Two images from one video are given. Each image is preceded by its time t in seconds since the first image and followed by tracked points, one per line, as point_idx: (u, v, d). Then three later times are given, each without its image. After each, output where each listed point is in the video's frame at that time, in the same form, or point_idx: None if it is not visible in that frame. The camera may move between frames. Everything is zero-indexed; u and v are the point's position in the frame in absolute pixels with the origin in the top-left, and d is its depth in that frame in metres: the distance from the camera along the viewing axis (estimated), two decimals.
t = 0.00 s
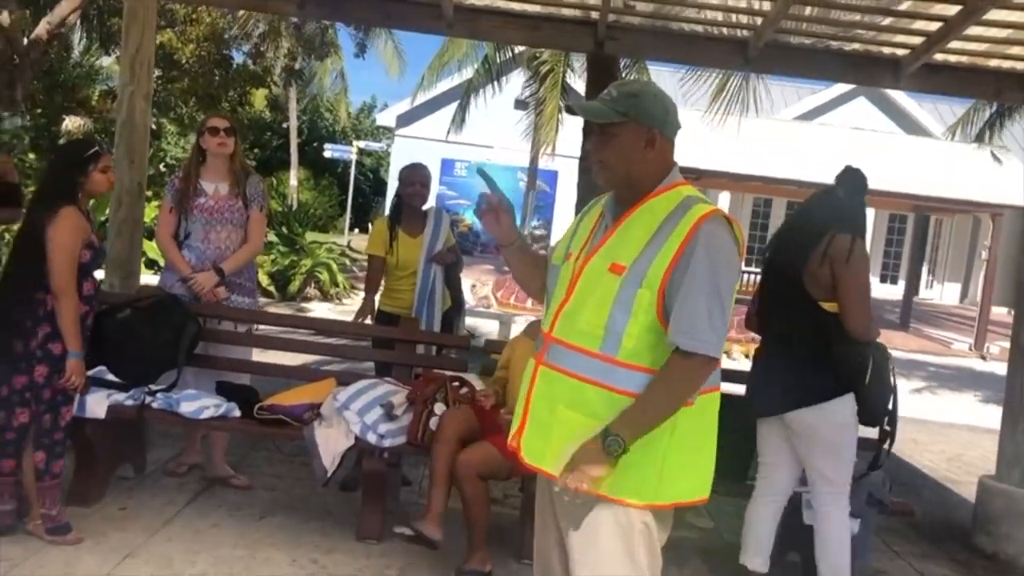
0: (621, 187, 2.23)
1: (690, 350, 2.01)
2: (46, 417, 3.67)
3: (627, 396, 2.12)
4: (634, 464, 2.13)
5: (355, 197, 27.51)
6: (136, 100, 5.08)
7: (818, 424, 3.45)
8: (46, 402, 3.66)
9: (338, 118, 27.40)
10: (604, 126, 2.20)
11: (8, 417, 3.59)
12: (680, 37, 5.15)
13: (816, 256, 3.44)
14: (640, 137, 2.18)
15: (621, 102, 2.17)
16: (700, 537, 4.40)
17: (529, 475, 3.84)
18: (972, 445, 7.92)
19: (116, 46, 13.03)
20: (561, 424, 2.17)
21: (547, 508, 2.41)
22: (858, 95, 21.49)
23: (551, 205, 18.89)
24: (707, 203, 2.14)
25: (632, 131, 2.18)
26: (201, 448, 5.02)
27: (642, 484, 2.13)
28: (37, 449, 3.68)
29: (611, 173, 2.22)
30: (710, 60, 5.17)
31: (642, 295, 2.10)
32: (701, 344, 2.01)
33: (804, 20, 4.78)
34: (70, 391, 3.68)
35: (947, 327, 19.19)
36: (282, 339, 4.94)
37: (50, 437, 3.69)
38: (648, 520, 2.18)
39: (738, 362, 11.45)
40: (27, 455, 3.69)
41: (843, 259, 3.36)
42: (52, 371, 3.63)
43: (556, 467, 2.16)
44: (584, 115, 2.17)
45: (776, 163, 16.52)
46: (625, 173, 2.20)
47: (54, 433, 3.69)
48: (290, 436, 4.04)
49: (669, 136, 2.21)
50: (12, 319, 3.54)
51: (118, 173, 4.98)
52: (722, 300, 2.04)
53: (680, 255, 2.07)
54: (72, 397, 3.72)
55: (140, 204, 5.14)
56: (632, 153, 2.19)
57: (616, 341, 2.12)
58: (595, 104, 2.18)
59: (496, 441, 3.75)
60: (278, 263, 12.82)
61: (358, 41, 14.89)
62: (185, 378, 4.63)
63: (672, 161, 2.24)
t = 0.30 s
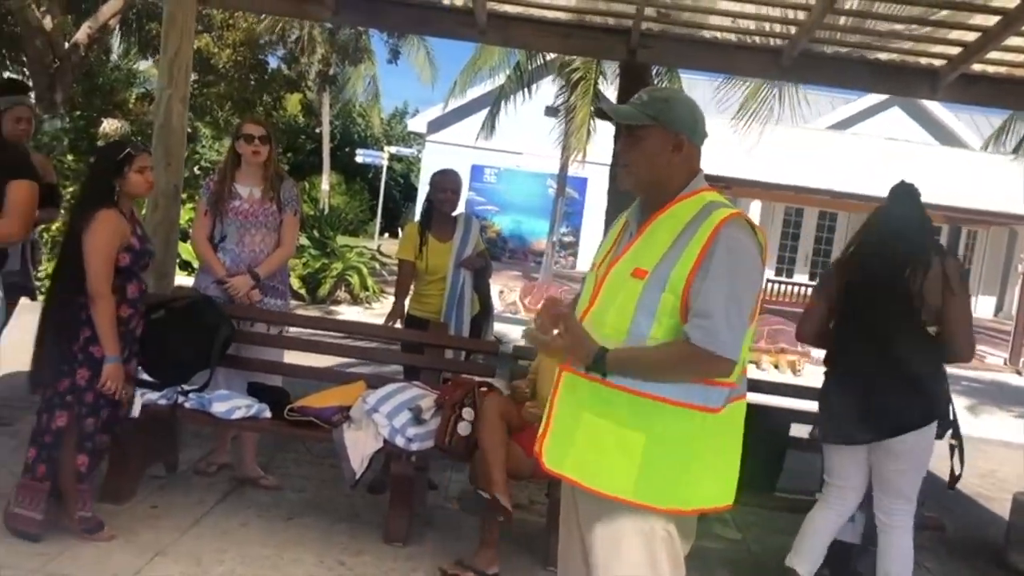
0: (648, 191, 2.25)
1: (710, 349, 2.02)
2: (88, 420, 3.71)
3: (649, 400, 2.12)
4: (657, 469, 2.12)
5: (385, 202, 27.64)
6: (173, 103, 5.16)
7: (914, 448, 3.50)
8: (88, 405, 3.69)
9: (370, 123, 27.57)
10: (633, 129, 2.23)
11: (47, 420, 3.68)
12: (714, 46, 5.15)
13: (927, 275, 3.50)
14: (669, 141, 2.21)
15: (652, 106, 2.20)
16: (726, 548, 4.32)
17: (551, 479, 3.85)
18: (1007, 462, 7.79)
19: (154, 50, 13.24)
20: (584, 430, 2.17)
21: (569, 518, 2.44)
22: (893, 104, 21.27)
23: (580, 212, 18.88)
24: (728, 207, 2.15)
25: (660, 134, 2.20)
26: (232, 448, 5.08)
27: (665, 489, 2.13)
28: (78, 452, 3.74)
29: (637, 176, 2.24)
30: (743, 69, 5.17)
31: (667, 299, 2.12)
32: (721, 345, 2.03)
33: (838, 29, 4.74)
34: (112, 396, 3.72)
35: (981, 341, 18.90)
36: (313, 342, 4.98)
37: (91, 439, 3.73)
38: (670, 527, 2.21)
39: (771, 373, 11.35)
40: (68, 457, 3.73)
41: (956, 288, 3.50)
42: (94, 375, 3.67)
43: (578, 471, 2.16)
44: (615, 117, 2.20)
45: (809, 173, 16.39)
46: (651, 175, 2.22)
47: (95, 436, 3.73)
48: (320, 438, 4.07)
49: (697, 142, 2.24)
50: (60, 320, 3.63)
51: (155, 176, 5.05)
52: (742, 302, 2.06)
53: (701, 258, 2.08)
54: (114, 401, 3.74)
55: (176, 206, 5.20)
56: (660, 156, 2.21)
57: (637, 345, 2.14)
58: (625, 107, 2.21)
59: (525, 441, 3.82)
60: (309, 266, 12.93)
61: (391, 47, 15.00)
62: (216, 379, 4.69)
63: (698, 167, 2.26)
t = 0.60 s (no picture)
0: (686, 205, 2.36)
1: (742, 356, 2.12)
2: (136, 429, 3.71)
3: (687, 409, 2.22)
4: (696, 479, 2.21)
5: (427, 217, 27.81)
6: (224, 120, 5.22)
7: (988, 473, 3.46)
8: (137, 414, 3.70)
9: (413, 139, 27.82)
10: (668, 145, 2.33)
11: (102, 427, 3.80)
12: (760, 62, 5.14)
13: None
14: (706, 155, 2.31)
15: (687, 122, 2.31)
16: (773, 569, 4.28)
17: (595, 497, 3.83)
18: None
19: (203, 68, 13.55)
20: (627, 441, 2.28)
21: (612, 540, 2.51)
22: (939, 119, 20.95)
23: (621, 227, 18.86)
24: (763, 220, 2.25)
25: (697, 148, 2.31)
26: (277, 460, 5.13)
27: (705, 499, 2.21)
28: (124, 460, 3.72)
29: (679, 190, 2.35)
30: (790, 84, 5.15)
31: (703, 310, 2.23)
32: (753, 353, 2.13)
33: (885, 44, 4.70)
34: (159, 410, 3.71)
35: None
36: (358, 355, 5.02)
37: (139, 449, 3.71)
38: (709, 544, 2.31)
39: (814, 391, 11.25)
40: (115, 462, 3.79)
41: None
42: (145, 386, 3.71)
43: (621, 484, 2.27)
44: (653, 135, 2.31)
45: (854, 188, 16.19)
46: (691, 190, 2.33)
47: (143, 445, 3.72)
48: (364, 451, 4.10)
49: (734, 156, 2.33)
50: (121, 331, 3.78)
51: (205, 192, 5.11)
52: (774, 312, 2.16)
53: (735, 269, 2.18)
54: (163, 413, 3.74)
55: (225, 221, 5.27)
56: (696, 171, 2.31)
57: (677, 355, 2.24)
58: (662, 124, 2.32)
59: (562, 459, 3.80)
60: (352, 280, 13.06)
61: (434, 64, 15.15)
62: (263, 392, 4.74)
63: (735, 182, 2.35)
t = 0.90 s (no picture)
0: (715, 228, 2.40)
1: (784, 376, 2.15)
2: (201, 449, 3.77)
3: (731, 430, 2.24)
4: (743, 498, 2.23)
5: (461, 238, 27.92)
6: (266, 142, 5.33)
7: None
8: (199, 434, 3.77)
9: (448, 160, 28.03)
10: (696, 170, 2.38)
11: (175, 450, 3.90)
12: (799, 82, 5.11)
13: None
14: (732, 179, 2.35)
15: (712, 148, 2.36)
16: None
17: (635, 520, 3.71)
18: None
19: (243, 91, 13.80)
20: (674, 465, 2.31)
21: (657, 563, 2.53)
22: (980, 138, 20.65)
23: (656, 247, 18.82)
24: (795, 238, 2.27)
25: (722, 173, 2.35)
26: (315, 480, 5.15)
27: (753, 519, 2.24)
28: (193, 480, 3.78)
29: (705, 215, 2.39)
30: (830, 104, 5.12)
31: (741, 331, 2.26)
32: (797, 371, 2.15)
33: (924, 63, 4.65)
34: (213, 428, 3.76)
35: None
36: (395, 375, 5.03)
37: (205, 469, 3.77)
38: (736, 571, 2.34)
39: (854, 414, 10.87)
40: (179, 481, 3.89)
41: None
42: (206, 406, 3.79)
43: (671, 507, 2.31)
44: (679, 161, 2.36)
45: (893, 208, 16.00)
46: (720, 213, 2.36)
47: (207, 465, 3.77)
48: (403, 472, 4.11)
49: (761, 179, 2.37)
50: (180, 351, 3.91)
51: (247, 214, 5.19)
52: (813, 330, 2.18)
53: (770, 291, 2.20)
54: (224, 433, 3.79)
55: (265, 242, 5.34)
56: (723, 195, 2.35)
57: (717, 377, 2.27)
58: (688, 151, 2.37)
59: (593, 479, 3.68)
60: (388, 300, 13.11)
61: (469, 86, 15.27)
62: (302, 412, 4.77)
63: (763, 205, 2.37)
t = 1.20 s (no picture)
0: (711, 243, 2.39)
1: (799, 387, 2.14)
2: (227, 466, 3.81)
3: (744, 446, 2.23)
4: (762, 514, 2.21)
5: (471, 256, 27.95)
6: (277, 162, 5.38)
7: None
8: (227, 452, 3.82)
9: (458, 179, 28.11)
10: (692, 188, 2.37)
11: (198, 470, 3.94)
12: (810, 98, 5.10)
13: None
14: (730, 196, 2.35)
15: (709, 164, 2.35)
16: None
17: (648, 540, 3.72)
18: None
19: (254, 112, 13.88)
20: (688, 485, 2.28)
21: None
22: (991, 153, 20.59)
23: (667, 264, 18.81)
24: (795, 250, 2.28)
25: (718, 190, 2.35)
26: (327, 500, 5.14)
27: (772, 533, 2.22)
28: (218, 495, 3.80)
29: (700, 232, 2.39)
30: (840, 120, 5.11)
31: (748, 345, 2.26)
32: (811, 383, 2.15)
33: (933, 78, 4.65)
34: (245, 442, 3.81)
35: None
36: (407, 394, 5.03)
37: (230, 483, 3.80)
38: None
39: (868, 431, 10.83)
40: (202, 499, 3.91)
41: None
42: (232, 424, 3.83)
43: (687, 528, 2.28)
44: (678, 178, 2.34)
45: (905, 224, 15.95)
46: (717, 230, 2.36)
47: (235, 480, 3.80)
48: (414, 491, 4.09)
49: (756, 195, 2.38)
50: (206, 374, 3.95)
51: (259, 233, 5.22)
52: (823, 339, 2.18)
53: (776, 303, 2.20)
54: (251, 449, 3.82)
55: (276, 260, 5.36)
56: (721, 212, 2.36)
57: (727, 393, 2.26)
58: (685, 169, 2.36)
59: (605, 498, 3.65)
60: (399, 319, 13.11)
61: (479, 104, 15.33)
62: (313, 432, 4.78)
63: (758, 221, 2.39)
